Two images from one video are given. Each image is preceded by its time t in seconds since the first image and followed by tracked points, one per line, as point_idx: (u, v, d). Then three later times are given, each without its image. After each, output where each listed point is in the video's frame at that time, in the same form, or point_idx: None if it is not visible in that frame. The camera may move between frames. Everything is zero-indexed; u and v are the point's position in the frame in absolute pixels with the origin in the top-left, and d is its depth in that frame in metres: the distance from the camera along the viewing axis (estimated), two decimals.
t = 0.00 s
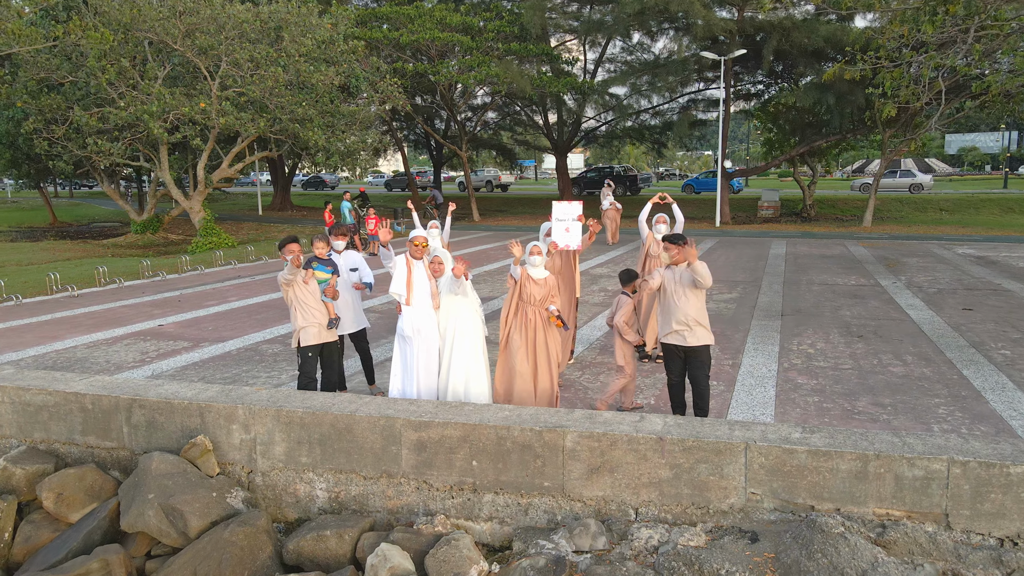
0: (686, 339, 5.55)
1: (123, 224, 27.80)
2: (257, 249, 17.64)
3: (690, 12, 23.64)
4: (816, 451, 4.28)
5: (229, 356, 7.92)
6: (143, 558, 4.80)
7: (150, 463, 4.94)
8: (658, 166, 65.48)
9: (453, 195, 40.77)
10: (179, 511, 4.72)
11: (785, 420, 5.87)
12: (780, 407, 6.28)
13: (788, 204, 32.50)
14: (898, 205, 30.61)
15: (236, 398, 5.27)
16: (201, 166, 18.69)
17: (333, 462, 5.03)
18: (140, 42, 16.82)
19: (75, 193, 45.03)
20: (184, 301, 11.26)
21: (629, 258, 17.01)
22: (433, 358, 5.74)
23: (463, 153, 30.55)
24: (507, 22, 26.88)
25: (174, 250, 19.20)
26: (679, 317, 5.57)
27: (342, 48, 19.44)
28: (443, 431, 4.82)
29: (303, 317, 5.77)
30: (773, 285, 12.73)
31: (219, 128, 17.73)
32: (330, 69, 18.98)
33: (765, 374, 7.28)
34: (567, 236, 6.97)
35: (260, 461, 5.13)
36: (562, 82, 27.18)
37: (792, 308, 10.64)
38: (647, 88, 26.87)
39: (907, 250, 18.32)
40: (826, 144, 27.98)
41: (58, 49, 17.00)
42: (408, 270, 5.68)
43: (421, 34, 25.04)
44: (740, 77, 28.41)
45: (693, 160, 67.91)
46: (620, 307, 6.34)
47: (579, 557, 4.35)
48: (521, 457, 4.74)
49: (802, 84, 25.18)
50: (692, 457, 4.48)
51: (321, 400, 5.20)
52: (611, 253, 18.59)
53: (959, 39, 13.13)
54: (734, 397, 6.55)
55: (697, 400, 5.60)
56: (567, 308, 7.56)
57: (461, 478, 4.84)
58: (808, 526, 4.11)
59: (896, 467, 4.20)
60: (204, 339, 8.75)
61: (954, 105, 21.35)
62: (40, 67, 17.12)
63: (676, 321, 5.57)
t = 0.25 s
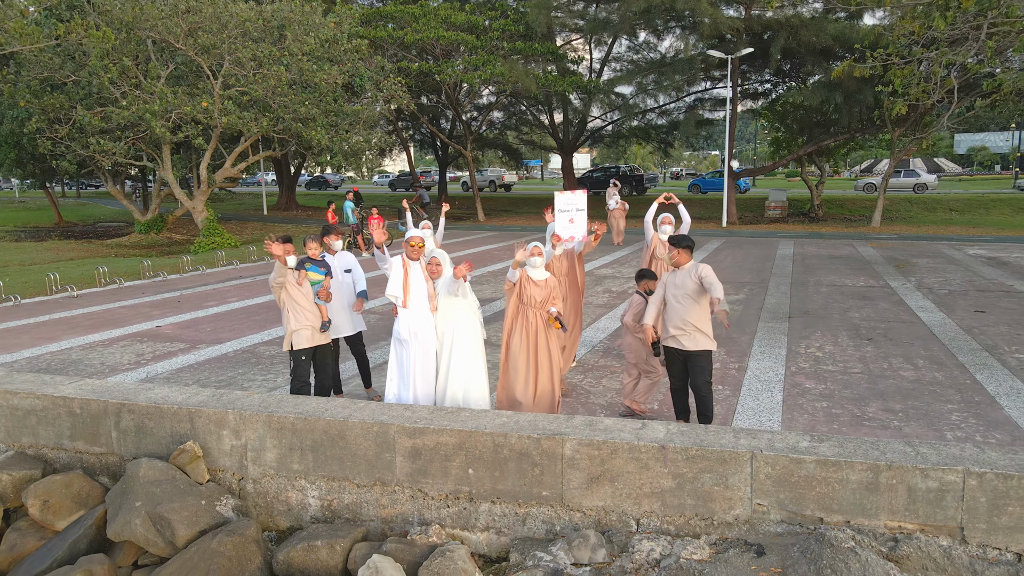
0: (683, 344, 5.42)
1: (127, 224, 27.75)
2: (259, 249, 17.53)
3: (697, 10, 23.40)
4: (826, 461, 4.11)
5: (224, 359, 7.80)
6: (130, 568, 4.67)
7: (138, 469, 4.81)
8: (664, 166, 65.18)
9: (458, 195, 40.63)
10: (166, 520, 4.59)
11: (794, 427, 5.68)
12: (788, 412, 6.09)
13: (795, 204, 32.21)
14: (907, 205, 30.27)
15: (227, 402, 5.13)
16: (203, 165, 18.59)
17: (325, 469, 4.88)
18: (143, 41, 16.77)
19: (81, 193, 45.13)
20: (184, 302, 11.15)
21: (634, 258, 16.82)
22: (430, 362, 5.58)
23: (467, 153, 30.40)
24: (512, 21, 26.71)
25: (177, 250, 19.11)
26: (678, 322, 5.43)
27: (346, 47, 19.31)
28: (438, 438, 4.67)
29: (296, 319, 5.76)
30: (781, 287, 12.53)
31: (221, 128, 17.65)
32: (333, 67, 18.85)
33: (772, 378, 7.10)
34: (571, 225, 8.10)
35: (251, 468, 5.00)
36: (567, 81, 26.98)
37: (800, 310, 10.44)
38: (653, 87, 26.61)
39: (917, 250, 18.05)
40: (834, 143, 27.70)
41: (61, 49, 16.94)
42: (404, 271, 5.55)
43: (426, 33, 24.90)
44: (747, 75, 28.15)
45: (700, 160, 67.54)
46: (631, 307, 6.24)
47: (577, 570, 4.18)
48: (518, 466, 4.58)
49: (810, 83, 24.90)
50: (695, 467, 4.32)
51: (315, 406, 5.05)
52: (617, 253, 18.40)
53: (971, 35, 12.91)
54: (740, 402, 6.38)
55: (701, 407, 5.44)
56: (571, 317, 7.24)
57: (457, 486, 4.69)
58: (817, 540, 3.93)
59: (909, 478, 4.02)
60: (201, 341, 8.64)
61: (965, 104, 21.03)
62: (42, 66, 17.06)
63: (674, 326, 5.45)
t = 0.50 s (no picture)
0: (682, 347, 5.31)
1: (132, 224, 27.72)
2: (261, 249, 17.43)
3: (703, 8, 23.19)
4: (835, 472, 3.94)
5: (220, 361, 7.67)
6: None
7: (125, 476, 4.68)
8: (670, 166, 64.90)
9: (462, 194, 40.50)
10: (152, 529, 4.46)
11: (801, 434, 5.51)
12: (795, 418, 5.91)
13: (802, 204, 31.94)
14: (915, 205, 29.97)
15: (218, 407, 5.01)
16: (206, 165, 18.51)
17: (317, 477, 4.75)
18: (146, 41, 16.75)
19: (87, 193, 45.19)
20: (183, 303, 11.04)
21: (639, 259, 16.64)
22: (427, 366, 5.43)
23: (472, 152, 30.27)
24: (516, 20, 26.57)
25: (180, 250, 19.04)
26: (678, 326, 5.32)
27: (349, 46, 19.20)
28: (433, 446, 4.53)
29: (288, 321, 5.63)
30: (787, 288, 12.34)
31: (223, 127, 17.57)
32: (336, 67, 18.74)
33: (779, 382, 6.92)
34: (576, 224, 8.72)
35: (241, 475, 4.86)
36: (572, 80, 26.81)
37: (807, 312, 10.25)
38: (659, 86, 26.40)
39: (926, 251, 17.81)
40: (842, 142, 27.44)
41: (64, 48, 16.89)
42: (399, 274, 5.40)
43: (430, 32, 24.79)
44: (754, 74, 27.91)
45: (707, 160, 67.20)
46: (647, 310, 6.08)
47: None
48: (515, 474, 4.43)
49: (817, 81, 24.66)
50: (698, 477, 4.16)
51: (307, 411, 4.92)
52: (621, 254, 18.23)
53: (981, 32, 12.72)
54: (746, 407, 6.22)
55: (706, 415, 5.29)
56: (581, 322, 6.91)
57: (452, 495, 4.55)
58: (825, 555, 3.76)
59: (922, 490, 3.85)
60: (198, 343, 8.52)
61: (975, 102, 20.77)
62: (45, 66, 17.01)
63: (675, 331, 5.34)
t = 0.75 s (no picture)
0: (695, 355, 5.20)
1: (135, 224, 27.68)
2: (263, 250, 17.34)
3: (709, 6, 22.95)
4: (844, 483, 3.78)
5: (216, 363, 7.55)
6: None
7: (112, 484, 4.56)
8: (676, 166, 64.56)
9: (467, 194, 40.38)
10: (139, 540, 4.32)
11: (808, 442, 5.35)
12: (802, 425, 5.74)
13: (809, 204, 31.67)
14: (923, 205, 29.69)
15: (208, 413, 4.88)
16: (207, 164, 18.41)
17: (309, 485, 4.61)
18: (149, 40, 16.73)
19: (92, 193, 45.22)
20: (182, 303, 10.93)
21: (643, 259, 16.47)
22: (424, 371, 5.28)
23: (476, 152, 30.10)
24: (521, 19, 26.38)
25: (182, 250, 18.96)
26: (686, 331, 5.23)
27: (351, 44, 19.06)
28: (428, 453, 4.39)
29: (279, 324, 5.58)
30: (794, 289, 12.16)
31: (225, 126, 17.47)
32: (339, 66, 18.62)
33: (786, 386, 6.75)
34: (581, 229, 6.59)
35: (232, 482, 4.73)
36: (577, 79, 26.62)
37: (814, 313, 10.08)
38: (665, 85, 26.15)
39: (935, 251, 17.58)
40: (849, 142, 27.15)
41: (66, 47, 16.80)
42: (395, 276, 5.24)
43: (433, 30, 24.64)
44: (760, 73, 27.65)
45: (713, 160, 66.91)
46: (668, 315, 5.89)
47: None
48: (512, 483, 4.28)
49: (825, 80, 24.39)
50: (702, 488, 4.00)
51: (300, 417, 4.79)
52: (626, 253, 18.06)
53: (992, 29, 12.54)
54: (752, 413, 6.05)
55: (717, 423, 5.15)
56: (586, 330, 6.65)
57: (447, 505, 4.41)
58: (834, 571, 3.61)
59: (936, 503, 3.69)
60: (194, 344, 8.40)
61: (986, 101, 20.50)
62: (46, 65, 16.93)
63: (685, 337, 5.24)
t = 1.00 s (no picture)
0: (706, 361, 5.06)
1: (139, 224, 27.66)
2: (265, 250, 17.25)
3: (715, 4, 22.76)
4: (855, 496, 3.62)
5: (212, 366, 7.44)
6: None
7: (99, 492, 4.44)
8: (682, 165, 64.25)
9: (472, 194, 40.27)
10: (126, 550, 4.21)
11: (816, 450, 5.19)
12: (810, 432, 5.58)
13: (816, 204, 31.43)
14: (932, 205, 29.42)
15: (199, 418, 4.76)
16: (210, 164, 18.34)
17: (301, 494, 4.47)
18: (150, 39, 16.65)
19: (97, 193, 45.30)
20: (181, 304, 10.83)
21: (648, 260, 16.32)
22: (421, 376, 5.14)
23: (480, 152, 29.95)
24: (525, 17, 26.22)
25: (185, 250, 18.90)
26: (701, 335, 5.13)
27: (355, 43, 18.97)
28: (423, 462, 4.25)
29: (272, 327, 5.47)
30: (801, 290, 11.99)
31: (227, 126, 17.39)
32: (342, 65, 18.53)
33: (793, 391, 6.59)
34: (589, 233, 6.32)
35: (222, 491, 4.60)
36: (582, 79, 26.47)
37: (822, 315, 9.91)
38: (671, 84, 25.93)
39: (944, 252, 17.37)
40: (857, 141, 26.89)
41: (68, 46, 16.74)
42: (391, 278, 5.06)
43: (437, 30, 24.53)
44: (767, 72, 27.42)
45: (719, 160, 66.61)
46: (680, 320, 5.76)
47: None
48: (509, 493, 4.14)
49: (832, 79, 24.16)
50: (706, 499, 3.85)
51: (292, 423, 4.66)
52: (631, 254, 17.91)
53: (1003, 26, 12.37)
54: (759, 418, 5.89)
55: (727, 430, 5.02)
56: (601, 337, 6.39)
57: (443, 515, 4.27)
58: None
59: (952, 517, 3.52)
60: (191, 347, 8.28)
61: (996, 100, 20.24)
62: (49, 65, 16.89)
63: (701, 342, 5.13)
